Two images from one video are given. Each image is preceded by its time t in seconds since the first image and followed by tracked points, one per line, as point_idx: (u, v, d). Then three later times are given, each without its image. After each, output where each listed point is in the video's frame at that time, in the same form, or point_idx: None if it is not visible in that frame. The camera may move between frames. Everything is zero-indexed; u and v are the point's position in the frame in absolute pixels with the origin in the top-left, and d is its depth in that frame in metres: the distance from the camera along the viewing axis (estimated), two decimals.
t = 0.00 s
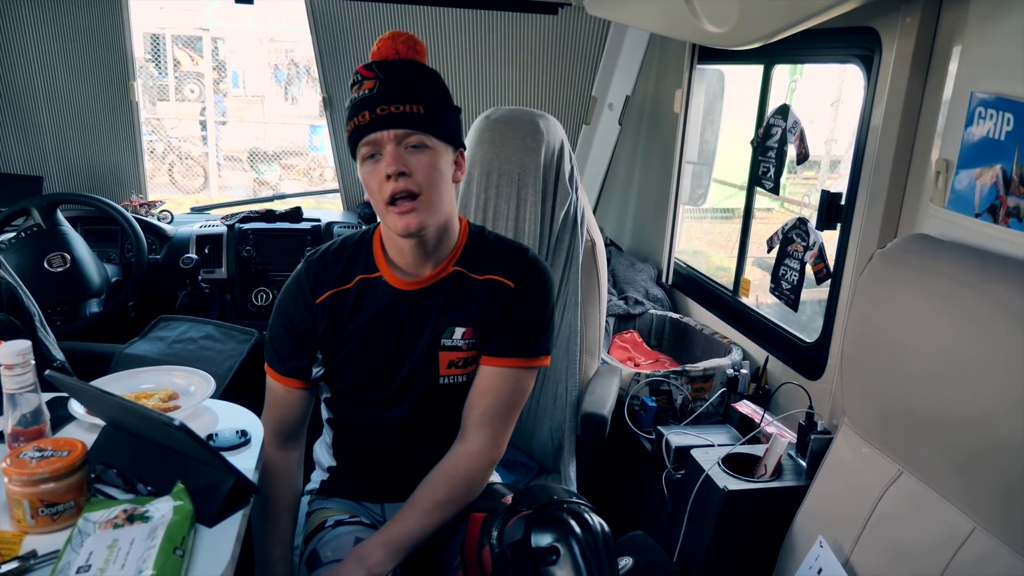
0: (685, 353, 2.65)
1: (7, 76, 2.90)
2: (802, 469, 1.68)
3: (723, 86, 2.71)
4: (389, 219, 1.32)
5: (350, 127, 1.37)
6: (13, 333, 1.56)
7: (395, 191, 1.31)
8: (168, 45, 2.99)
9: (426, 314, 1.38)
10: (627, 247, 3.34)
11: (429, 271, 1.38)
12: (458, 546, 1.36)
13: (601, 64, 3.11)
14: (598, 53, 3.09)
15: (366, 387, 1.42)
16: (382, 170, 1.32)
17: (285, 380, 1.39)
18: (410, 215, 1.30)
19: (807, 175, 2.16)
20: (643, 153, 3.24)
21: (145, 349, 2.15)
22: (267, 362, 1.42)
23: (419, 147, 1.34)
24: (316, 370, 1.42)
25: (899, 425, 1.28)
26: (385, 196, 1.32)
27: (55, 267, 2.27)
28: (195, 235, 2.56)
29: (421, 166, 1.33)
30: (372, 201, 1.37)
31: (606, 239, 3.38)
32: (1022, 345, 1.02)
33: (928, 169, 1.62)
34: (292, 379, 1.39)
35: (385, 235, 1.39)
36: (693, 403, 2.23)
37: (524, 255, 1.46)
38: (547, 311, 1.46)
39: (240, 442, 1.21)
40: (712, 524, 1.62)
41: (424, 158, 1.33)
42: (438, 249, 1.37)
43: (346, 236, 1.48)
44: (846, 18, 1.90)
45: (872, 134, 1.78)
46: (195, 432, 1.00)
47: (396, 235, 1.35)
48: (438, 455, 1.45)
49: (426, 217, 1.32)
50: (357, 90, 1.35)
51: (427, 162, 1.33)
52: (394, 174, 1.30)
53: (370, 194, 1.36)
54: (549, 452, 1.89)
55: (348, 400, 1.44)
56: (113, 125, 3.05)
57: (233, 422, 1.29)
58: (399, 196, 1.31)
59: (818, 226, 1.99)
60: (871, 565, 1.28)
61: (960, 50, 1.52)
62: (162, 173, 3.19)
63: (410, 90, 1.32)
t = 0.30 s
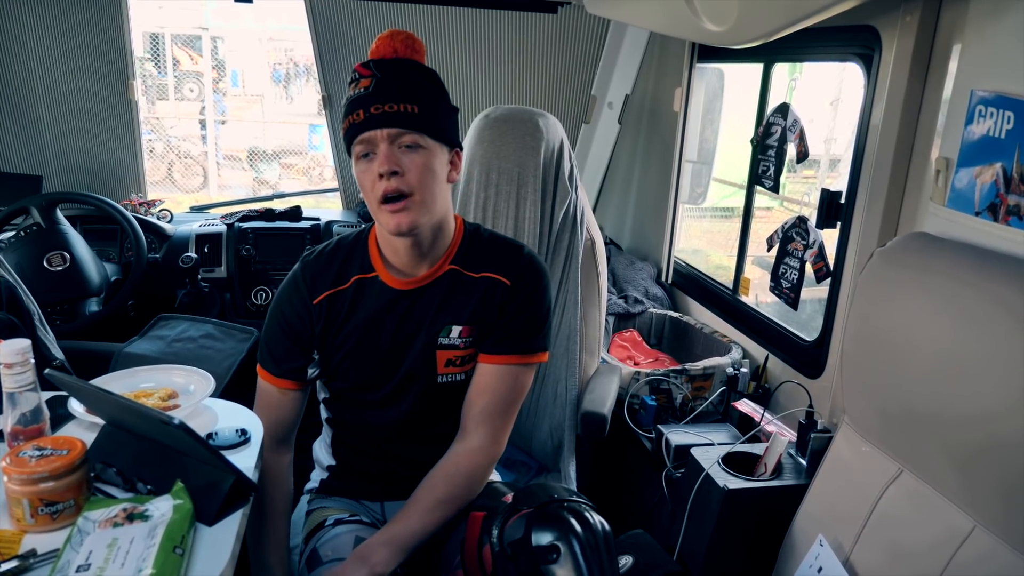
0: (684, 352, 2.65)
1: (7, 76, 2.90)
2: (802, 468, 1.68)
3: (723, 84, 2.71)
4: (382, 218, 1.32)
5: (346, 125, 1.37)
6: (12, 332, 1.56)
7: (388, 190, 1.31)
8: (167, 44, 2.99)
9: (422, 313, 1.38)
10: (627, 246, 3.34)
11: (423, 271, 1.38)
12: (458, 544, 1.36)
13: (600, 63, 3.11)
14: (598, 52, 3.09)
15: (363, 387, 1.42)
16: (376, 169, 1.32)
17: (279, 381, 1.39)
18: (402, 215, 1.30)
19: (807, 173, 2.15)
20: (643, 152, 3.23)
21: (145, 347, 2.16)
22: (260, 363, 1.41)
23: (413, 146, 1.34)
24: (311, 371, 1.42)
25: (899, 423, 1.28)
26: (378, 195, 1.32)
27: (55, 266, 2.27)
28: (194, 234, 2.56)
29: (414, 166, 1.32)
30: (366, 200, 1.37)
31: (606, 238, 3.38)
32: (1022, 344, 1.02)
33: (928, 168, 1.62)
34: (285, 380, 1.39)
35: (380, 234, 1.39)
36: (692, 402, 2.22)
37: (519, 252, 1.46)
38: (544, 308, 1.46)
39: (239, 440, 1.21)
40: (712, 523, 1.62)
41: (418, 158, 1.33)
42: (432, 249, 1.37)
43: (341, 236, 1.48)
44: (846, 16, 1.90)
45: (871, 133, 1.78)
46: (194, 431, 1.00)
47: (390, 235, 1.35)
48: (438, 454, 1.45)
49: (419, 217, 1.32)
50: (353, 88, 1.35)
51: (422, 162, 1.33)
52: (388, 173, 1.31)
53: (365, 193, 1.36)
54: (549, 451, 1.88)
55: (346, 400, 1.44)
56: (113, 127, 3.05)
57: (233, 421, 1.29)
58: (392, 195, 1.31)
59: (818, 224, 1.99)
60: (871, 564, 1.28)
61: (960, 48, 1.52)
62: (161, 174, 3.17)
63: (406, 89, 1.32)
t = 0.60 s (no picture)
0: (685, 351, 2.65)
1: (7, 78, 2.90)
2: (802, 468, 1.68)
3: (723, 84, 2.70)
4: (381, 218, 1.32)
5: (344, 124, 1.37)
6: (12, 332, 1.56)
7: (387, 190, 1.31)
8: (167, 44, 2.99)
9: (421, 313, 1.38)
10: (627, 246, 3.34)
11: (422, 270, 1.38)
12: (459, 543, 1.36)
13: (600, 63, 3.11)
14: (598, 51, 3.09)
15: (363, 388, 1.42)
16: (374, 168, 1.32)
17: (277, 383, 1.39)
18: (400, 215, 1.30)
19: (807, 173, 2.15)
20: (643, 152, 3.23)
21: (145, 347, 2.15)
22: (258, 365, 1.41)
23: (412, 145, 1.33)
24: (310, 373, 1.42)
25: (899, 422, 1.28)
26: (377, 194, 1.32)
27: (55, 266, 2.27)
28: (194, 234, 2.56)
29: (413, 165, 1.32)
30: (364, 199, 1.37)
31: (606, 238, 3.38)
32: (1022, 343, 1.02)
33: (928, 168, 1.62)
34: (284, 382, 1.39)
35: (377, 234, 1.39)
36: (693, 402, 2.22)
37: (515, 248, 1.46)
38: (541, 303, 1.46)
39: (240, 440, 1.21)
40: (712, 523, 1.62)
41: (417, 157, 1.33)
42: (429, 249, 1.37)
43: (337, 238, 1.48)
44: (846, 16, 1.90)
45: (872, 132, 1.78)
46: (194, 431, 0.99)
47: (388, 234, 1.35)
48: (440, 452, 1.44)
49: (417, 217, 1.32)
50: (352, 87, 1.35)
51: (420, 161, 1.33)
52: (386, 172, 1.31)
53: (363, 193, 1.36)
54: (549, 451, 1.88)
55: (346, 401, 1.44)
56: (114, 129, 3.05)
57: (233, 420, 1.29)
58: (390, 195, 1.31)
59: (818, 224, 1.99)
60: (871, 563, 1.28)
61: (961, 48, 1.52)
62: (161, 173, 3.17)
63: (405, 88, 1.32)
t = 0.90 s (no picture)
0: (685, 351, 2.65)
1: (7, 80, 2.90)
2: (802, 467, 1.67)
3: (723, 83, 2.70)
4: (378, 217, 1.32)
5: (342, 123, 1.37)
6: (11, 331, 1.56)
7: (384, 187, 1.30)
8: (168, 44, 2.99)
9: (419, 310, 1.38)
10: (628, 246, 3.33)
11: (420, 268, 1.38)
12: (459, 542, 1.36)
13: (600, 62, 3.11)
14: (598, 51, 3.08)
15: (362, 386, 1.42)
16: (372, 166, 1.32)
17: (275, 382, 1.39)
18: (397, 212, 1.30)
19: (807, 172, 2.14)
20: (643, 152, 3.23)
21: (145, 347, 2.15)
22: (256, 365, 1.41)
23: (410, 143, 1.33)
24: (308, 372, 1.41)
25: (899, 421, 1.28)
26: (374, 192, 1.32)
27: (55, 265, 2.27)
28: (193, 233, 2.55)
29: (410, 163, 1.32)
30: (362, 197, 1.37)
31: (606, 237, 3.38)
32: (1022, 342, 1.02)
33: (929, 167, 1.62)
34: (282, 382, 1.39)
35: (376, 233, 1.39)
36: (693, 401, 2.22)
37: (512, 243, 1.46)
38: (538, 299, 1.46)
39: (239, 440, 1.20)
40: (712, 523, 1.62)
41: (415, 155, 1.33)
42: (428, 246, 1.37)
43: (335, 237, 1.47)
44: (846, 14, 1.90)
45: (872, 131, 1.77)
46: (193, 430, 0.99)
47: (386, 232, 1.34)
48: (439, 450, 1.44)
49: (415, 214, 1.32)
50: (350, 85, 1.35)
51: (417, 159, 1.33)
52: (384, 170, 1.30)
53: (361, 191, 1.36)
54: (549, 451, 1.87)
55: (345, 400, 1.44)
56: (114, 131, 3.05)
57: (231, 420, 1.29)
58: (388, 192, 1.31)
59: (818, 223, 1.99)
60: (871, 563, 1.28)
61: (961, 47, 1.52)
62: (161, 172, 3.17)
63: (403, 87, 1.32)
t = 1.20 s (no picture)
0: (685, 350, 2.64)
1: (7, 80, 2.91)
2: (803, 466, 1.67)
3: (723, 81, 2.70)
4: (375, 214, 1.32)
5: (339, 121, 1.36)
6: (10, 330, 1.56)
7: (382, 185, 1.30)
8: (168, 43, 2.99)
9: (416, 308, 1.38)
10: (628, 244, 3.33)
11: (417, 266, 1.38)
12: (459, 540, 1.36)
13: (600, 60, 3.10)
14: (598, 49, 3.08)
15: (360, 385, 1.42)
16: (369, 164, 1.31)
17: (273, 380, 1.38)
18: (395, 209, 1.30)
19: (808, 171, 2.14)
20: (643, 151, 3.22)
21: (144, 346, 2.15)
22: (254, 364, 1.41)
23: (407, 141, 1.33)
24: (306, 371, 1.41)
25: (900, 420, 1.28)
26: (371, 190, 1.31)
27: (54, 264, 2.27)
28: (193, 232, 2.55)
29: (408, 160, 1.32)
30: (359, 195, 1.36)
31: (607, 236, 3.37)
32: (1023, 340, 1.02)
33: (930, 165, 1.61)
34: (280, 380, 1.38)
35: (373, 231, 1.38)
36: (693, 400, 2.22)
37: (508, 240, 1.46)
38: (535, 293, 1.45)
39: (237, 439, 1.20)
40: (712, 522, 1.61)
41: (412, 153, 1.33)
42: (425, 243, 1.36)
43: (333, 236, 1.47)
44: (846, 12, 1.89)
45: (873, 130, 1.77)
46: (191, 429, 0.99)
47: (384, 229, 1.34)
48: (438, 447, 1.43)
49: (412, 210, 1.31)
50: (347, 84, 1.35)
51: (415, 157, 1.33)
52: (381, 168, 1.30)
53: (357, 188, 1.36)
54: (549, 449, 1.87)
55: (345, 399, 1.44)
56: (113, 131, 3.05)
57: (230, 419, 1.28)
58: (386, 190, 1.30)
59: (819, 222, 1.98)
60: (872, 562, 1.27)
61: (962, 45, 1.51)
62: (162, 171, 3.16)
63: (399, 85, 1.32)
